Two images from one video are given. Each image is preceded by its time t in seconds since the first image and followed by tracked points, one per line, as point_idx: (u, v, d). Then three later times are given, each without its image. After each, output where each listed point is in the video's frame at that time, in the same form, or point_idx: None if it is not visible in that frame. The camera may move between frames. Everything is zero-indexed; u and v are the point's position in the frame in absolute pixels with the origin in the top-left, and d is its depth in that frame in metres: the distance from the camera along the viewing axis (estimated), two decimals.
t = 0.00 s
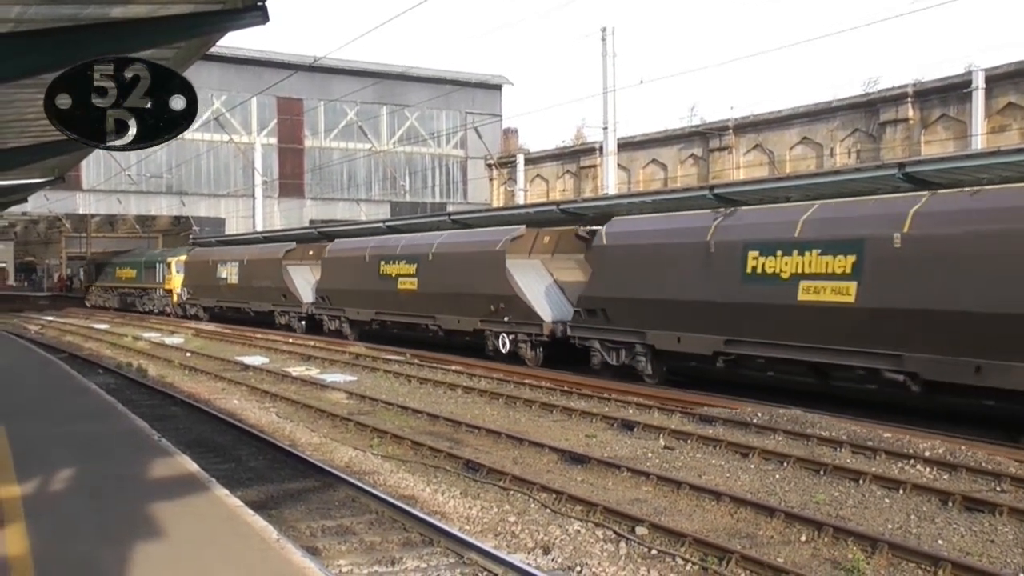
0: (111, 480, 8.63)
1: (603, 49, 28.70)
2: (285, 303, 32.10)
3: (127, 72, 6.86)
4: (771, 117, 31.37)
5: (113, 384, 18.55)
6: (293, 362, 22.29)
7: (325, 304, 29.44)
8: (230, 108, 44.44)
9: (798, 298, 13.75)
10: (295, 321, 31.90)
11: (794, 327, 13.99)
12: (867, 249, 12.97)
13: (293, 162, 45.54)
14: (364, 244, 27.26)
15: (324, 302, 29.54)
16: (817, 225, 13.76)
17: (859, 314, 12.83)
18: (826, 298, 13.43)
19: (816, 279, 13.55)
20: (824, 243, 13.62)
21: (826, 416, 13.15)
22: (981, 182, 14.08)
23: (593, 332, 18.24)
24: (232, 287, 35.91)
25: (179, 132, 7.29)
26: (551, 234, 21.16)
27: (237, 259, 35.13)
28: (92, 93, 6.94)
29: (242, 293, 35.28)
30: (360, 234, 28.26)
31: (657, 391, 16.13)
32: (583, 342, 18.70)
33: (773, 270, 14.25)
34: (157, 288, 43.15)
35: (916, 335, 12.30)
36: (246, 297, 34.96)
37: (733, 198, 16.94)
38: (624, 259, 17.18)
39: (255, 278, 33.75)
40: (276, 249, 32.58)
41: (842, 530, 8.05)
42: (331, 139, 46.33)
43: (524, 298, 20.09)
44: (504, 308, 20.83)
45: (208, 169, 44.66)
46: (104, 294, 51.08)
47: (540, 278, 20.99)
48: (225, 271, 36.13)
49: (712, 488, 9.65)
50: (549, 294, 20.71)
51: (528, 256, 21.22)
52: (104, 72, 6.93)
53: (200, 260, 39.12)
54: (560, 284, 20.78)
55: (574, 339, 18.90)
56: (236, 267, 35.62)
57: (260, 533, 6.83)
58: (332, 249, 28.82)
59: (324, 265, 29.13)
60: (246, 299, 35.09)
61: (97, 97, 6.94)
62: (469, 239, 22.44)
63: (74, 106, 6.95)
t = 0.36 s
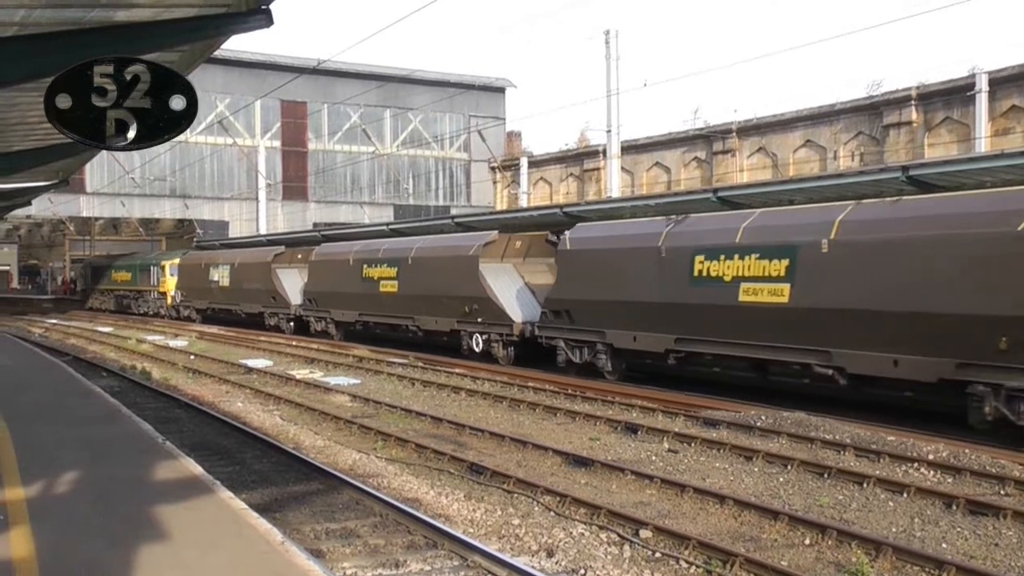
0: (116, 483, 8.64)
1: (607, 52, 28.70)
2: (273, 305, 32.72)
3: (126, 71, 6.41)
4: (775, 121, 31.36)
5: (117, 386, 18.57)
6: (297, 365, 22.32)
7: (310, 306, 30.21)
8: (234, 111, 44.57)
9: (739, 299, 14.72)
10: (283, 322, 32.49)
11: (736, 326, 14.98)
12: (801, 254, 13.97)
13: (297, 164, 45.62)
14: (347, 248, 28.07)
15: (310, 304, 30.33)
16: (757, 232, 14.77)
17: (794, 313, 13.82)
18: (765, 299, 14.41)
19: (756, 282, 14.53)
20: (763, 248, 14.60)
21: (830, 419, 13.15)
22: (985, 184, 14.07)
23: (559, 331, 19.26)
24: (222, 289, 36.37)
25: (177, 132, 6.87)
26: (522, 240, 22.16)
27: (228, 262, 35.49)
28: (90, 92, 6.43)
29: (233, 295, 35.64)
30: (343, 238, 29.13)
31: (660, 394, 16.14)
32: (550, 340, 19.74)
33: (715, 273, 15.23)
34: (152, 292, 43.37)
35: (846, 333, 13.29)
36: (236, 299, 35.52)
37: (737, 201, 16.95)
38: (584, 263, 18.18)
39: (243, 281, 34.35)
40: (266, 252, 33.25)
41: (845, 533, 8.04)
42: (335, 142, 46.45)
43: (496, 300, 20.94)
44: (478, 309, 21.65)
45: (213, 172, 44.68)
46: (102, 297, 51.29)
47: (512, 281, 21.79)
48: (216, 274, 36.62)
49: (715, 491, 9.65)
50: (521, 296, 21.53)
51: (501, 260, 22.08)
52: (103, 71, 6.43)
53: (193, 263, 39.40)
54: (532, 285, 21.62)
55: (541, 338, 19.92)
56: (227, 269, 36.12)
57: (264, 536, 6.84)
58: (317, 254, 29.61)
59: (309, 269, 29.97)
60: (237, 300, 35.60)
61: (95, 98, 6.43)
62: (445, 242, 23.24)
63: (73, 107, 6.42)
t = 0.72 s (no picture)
0: (124, 484, 8.65)
1: (614, 55, 28.70)
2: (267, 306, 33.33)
3: (127, 71, 6.35)
4: (783, 124, 31.34)
5: (124, 388, 18.59)
6: (305, 367, 22.33)
7: (302, 308, 31.10)
8: (241, 113, 44.42)
9: (692, 300, 15.78)
10: (275, 323, 33.17)
11: (689, 326, 16.04)
12: (746, 258, 15.04)
13: (304, 166, 45.67)
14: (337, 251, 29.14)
15: (301, 305, 31.17)
16: (710, 238, 15.84)
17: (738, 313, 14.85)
18: (714, 300, 15.46)
19: (706, 284, 15.59)
20: (713, 253, 15.68)
21: (838, 423, 13.13)
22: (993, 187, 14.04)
23: (531, 330, 20.29)
24: (218, 290, 36.84)
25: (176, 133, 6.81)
26: (499, 244, 23.49)
27: (224, 263, 36.07)
28: (90, 93, 6.36)
29: (228, 297, 36.22)
30: (334, 242, 30.21)
31: (667, 396, 16.13)
32: (523, 339, 20.79)
33: (671, 277, 16.33)
34: (150, 293, 43.68)
35: (787, 332, 14.27)
36: (231, 300, 36.12)
37: (744, 204, 16.93)
38: (555, 267, 19.29)
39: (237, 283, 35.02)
40: (260, 254, 34.06)
41: (853, 537, 8.02)
42: (342, 144, 46.62)
43: (473, 302, 22.16)
44: (458, 310, 22.82)
45: (220, 174, 44.78)
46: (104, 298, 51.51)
47: (490, 283, 22.96)
48: (212, 276, 37.17)
49: (723, 494, 9.64)
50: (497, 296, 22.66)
51: (480, 263, 23.31)
52: (102, 70, 6.37)
53: (191, 265, 39.73)
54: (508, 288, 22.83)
55: (516, 337, 20.95)
56: (222, 271, 36.72)
57: (272, 537, 6.85)
58: (308, 257, 30.66)
59: (301, 272, 31.05)
60: (231, 302, 36.16)
61: (96, 98, 6.37)
62: (428, 246, 24.42)
63: (74, 107, 6.34)
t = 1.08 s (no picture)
0: (133, 486, 8.66)
1: (623, 56, 28.69)
2: (263, 307, 33.71)
3: (127, 70, 6.24)
4: (791, 124, 31.29)
5: (133, 390, 18.60)
6: (313, 369, 22.35)
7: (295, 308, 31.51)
8: (250, 116, 44.60)
9: (651, 300, 16.72)
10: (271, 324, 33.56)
11: (651, 324, 17.00)
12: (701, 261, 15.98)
13: (312, 168, 45.71)
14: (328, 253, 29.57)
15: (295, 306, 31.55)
16: (670, 242, 16.74)
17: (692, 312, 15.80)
18: (672, 300, 16.40)
19: (665, 285, 16.52)
20: (671, 256, 16.61)
21: (848, 424, 13.10)
22: (1003, 186, 13.99)
23: (507, 330, 21.10)
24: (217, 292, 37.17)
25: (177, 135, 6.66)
26: (481, 247, 23.64)
27: (222, 265, 36.57)
28: (90, 93, 6.23)
29: (226, 298, 36.68)
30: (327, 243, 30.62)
31: (677, 398, 16.09)
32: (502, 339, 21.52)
33: (634, 279, 17.24)
34: (150, 295, 44.01)
35: (735, 330, 15.21)
36: (229, 302, 36.49)
37: (753, 205, 16.87)
38: (529, 270, 20.13)
39: (235, 284, 35.42)
40: (256, 257, 34.41)
41: (864, 539, 7.99)
42: (351, 147, 46.58)
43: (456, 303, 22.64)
44: (440, 311, 23.28)
45: (228, 177, 44.90)
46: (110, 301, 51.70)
47: (473, 284, 23.42)
48: (211, 278, 37.61)
49: (733, 495, 9.61)
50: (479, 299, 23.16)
51: (463, 265, 23.70)
52: (102, 69, 6.23)
53: (191, 269, 40.10)
54: (490, 288, 23.30)
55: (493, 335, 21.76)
56: (220, 273, 37.13)
57: (283, 540, 6.83)
58: (301, 258, 31.08)
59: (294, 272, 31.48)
60: (229, 304, 36.49)
61: (96, 98, 6.24)
62: (414, 249, 24.83)
63: (74, 107, 6.18)
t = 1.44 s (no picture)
0: (145, 486, 8.70)
1: (633, 57, 28.68)
2: (263, 308, 33.92)
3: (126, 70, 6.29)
4: (803, 125, 31.23)
5: (145, 391, 18.64)
6: (324, 370, 22.38)
7: (291, 310, 31.90)
8: (261, 117, 44.79)
9: (620, 301, 17.70)
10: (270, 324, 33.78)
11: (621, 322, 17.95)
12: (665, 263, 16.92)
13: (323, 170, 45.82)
14: (324, 255, 30.10)
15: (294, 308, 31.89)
16: (638, 245, 17.68)
17: (655, 313, 16.77)
18: (638, 300, 17.38)
19: (632, 286, 17.50)
20: (638, 258, 17.55)
21: (858, 425, 13.08)
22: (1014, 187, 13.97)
23: (490, 328, 21.91)
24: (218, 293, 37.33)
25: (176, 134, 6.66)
26: (468, 249, 24.51)
27: (221, 267, 36.90)
28: (90, 92, 6.24)
29: (227, 299, 36.92)
30: (322, 245, 31.16)
31: (687, 399, 16.06)
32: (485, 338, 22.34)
33: (605, 280, 18.23)
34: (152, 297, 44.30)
35: (695, 328, 16.19)
36: (229, 303, 36.68)
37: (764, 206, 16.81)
38: (510, 271, 21.07)
39: (236, 285, 35.62)
40: (256, 259, 34.63)
41: (875, 540, 7.98)
42: (361, 147, 46.67)
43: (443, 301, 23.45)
44: (429, 311, 23.97)
45: (239, 178, 45.00)
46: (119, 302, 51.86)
47: (459, 286, 24.27)
48: (211, 279, 37.80)
49: (744, 496, 9.59)
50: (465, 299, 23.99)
51: (450, 267, 24.51)
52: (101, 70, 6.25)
53: (192, 271, 40.36)
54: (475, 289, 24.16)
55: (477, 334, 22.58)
56: (220, 274, 37.29)
57: (293, 541, 6.85)
58: (298, 259, 31.54)
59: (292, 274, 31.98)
60: (230, 304, 36.65)
61: (96, 98, 6.25)
62: (404, 251, 25.54)
63: (73, 107, 6.19)
